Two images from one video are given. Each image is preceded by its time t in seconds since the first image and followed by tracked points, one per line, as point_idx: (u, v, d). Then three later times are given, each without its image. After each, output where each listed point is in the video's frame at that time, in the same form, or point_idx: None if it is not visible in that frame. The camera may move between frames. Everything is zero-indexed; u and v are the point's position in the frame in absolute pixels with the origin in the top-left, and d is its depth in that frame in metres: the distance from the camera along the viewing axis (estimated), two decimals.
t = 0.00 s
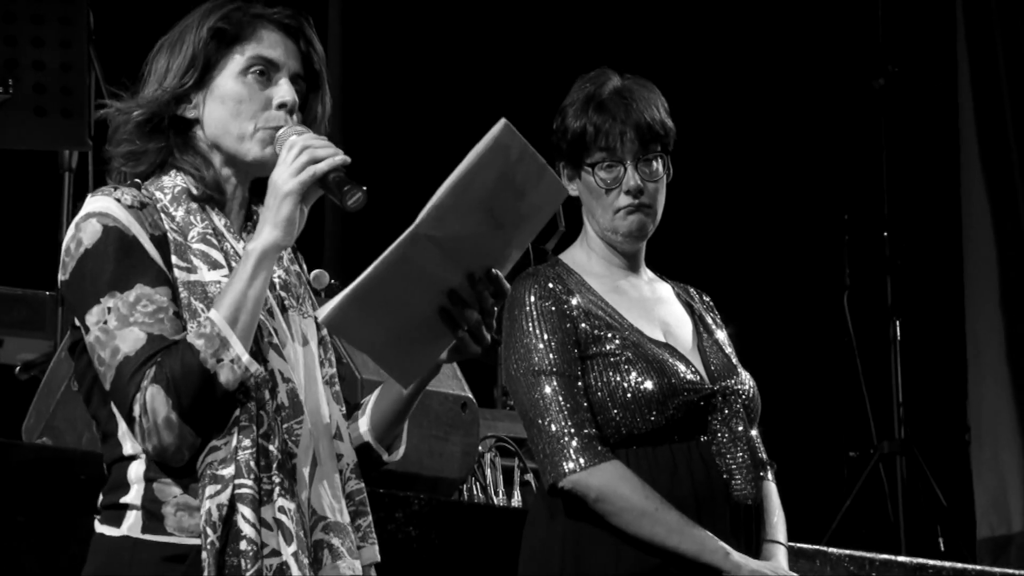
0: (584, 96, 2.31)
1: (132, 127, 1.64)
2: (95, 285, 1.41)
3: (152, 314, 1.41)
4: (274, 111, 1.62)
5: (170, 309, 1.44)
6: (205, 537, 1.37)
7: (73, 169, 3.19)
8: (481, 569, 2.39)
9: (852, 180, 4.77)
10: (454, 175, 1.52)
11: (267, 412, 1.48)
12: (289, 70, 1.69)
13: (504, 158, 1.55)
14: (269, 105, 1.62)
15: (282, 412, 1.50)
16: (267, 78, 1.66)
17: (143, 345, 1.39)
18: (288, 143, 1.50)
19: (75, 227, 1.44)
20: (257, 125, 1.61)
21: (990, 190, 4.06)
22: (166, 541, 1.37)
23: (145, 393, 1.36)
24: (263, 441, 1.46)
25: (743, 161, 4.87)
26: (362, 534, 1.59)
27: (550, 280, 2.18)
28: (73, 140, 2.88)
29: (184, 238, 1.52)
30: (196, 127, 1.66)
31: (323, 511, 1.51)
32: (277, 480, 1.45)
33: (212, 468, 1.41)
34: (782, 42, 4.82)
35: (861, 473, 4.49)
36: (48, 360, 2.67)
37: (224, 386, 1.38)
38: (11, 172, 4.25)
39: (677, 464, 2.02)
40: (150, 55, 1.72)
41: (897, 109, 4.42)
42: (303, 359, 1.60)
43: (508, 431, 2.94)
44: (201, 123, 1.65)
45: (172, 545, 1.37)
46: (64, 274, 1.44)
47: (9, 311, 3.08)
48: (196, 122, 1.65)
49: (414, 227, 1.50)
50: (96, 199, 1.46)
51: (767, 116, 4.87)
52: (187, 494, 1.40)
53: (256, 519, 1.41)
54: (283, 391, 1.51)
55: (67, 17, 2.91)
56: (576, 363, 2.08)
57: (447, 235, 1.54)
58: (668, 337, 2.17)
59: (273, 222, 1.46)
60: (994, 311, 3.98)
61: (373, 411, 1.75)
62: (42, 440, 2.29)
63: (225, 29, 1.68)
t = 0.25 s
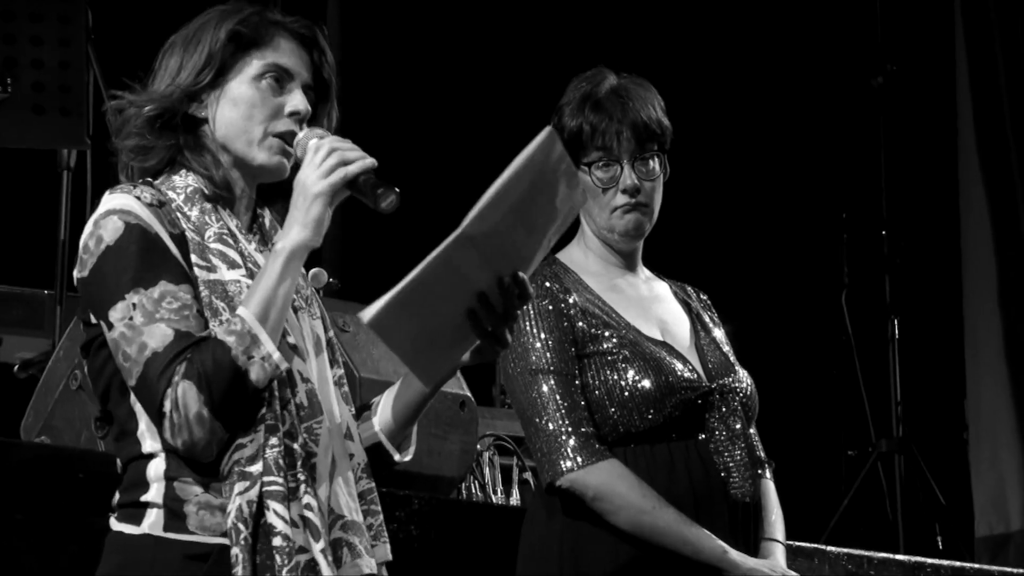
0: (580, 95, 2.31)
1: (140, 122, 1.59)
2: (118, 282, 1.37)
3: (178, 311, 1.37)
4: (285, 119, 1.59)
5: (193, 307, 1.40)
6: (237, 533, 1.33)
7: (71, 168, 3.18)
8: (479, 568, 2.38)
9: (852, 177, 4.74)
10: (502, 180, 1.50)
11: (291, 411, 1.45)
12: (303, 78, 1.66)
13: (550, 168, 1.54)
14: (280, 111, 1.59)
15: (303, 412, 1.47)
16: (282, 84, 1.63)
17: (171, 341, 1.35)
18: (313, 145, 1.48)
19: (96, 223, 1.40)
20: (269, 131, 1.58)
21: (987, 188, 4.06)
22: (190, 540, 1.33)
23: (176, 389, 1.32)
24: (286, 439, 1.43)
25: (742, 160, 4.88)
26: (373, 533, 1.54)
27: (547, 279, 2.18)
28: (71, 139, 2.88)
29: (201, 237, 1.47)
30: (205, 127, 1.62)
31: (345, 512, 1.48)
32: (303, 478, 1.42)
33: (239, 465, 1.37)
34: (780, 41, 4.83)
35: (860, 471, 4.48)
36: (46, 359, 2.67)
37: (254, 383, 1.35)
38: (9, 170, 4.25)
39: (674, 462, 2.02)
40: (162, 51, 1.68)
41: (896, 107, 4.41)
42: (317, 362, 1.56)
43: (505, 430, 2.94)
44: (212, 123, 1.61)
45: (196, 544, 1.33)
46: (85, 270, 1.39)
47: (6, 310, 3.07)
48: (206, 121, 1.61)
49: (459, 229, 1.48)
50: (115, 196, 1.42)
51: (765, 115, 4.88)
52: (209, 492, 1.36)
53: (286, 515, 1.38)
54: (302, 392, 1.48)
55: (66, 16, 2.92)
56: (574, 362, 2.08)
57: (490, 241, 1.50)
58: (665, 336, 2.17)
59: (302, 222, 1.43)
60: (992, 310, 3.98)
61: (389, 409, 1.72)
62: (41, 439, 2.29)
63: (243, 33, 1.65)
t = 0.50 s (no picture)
0: (578, 94, 2.31)
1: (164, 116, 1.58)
2: (144, 284, 1.37)
3: (205, 316, 1.38)
4: (307, 133, 1.59)
5: (218, 312, 1.40)
6: (257, 536, 1.34)
7: (70, 166, 3.18)
8: (478, 567, 2.39)
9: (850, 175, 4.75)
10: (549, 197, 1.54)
11: (314, 417, 1.46)
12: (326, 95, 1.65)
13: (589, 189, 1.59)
14: (303, 126, 1.59)
15: (325, 415, 1.47)
16: (307, 98, 1.62)
17: (198, 346, 1.36)
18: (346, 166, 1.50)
19: (122, 226, 1.41)
20: (292, 144, 1.58)
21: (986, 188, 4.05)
22: (216, 539, 1.34)
23: (205, 394, 1.33)
24: (307, 442, 1.44)
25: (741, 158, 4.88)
26: (391, 535, 1.56)
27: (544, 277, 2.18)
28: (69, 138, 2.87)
29: (224, 241, 1.50)
30: (226, 129, 1.61)
31: (366, 514, 1.48)
32: (325, 481, 1.43)
33: (260, 468, 1.38)
34: (779, 40, 4.82)
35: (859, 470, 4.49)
36: (45, 357, 2.67)
37: (282, 394, 1.36)
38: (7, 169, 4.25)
39: (672, 460, 2.02)
40: (191, 47, 1.67)
41: (893, 106, 4.41)
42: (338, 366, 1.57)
43: (504, 428, 2.94)
44: (234, 128, 1.60)
45: (224, 543, 1.35)
46: (110, 272, 1.40)
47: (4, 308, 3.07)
48: (229, 124, 1.60)
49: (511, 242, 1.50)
50: (141, 200, 1.43)
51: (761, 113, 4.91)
52: (235, 492, 1.37)
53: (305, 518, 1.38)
54: (325, 396, 1.48)
55: (63, 15, 2.91)
56: (572, 360, 2.08)
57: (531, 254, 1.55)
58: (663, 333, 2.17)
59: (335, 239, 1.43)
60: (990, 309, 3.98)
61: (409, 413, 1.77)
62: (39, 439, 2.29)
63: (274, 42, 1.64)
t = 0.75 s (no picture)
0: (577, 93, 2.31)
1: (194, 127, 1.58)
2: (175, 288, 1.39)
3: (234, 321, 1.39)
4: (332, 140, 1.59)
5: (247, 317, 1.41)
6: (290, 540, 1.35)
7: (69, 165, 3.17)
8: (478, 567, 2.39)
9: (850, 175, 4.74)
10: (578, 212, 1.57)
11: (341, 421, 1.48)
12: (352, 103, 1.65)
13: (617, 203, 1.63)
14: (330, 133, 1.59)
15: (350, 420, 1.50)
16: (333, 106, 1.62)
17: (229, 350, 1.37)
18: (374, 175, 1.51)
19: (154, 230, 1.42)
20: (318, 151, 1.58)
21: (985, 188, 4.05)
22: (249, 542, 1.36)
23: (236, 398, 1.34)
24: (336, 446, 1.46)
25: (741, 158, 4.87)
26: (413, 539, 1.56)
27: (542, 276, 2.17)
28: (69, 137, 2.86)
29: (252, 246, 1.50)
30: (254, 137, 1.61)
31: (391, 517, 1.50)
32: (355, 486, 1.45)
33: (290, 473, 1.39)
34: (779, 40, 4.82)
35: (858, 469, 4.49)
36: (44, 357, 2.67)
37: (311, 399, 1.37)
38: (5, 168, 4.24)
39: (672, 458, 2.02)
40: (217, 55, 1.66)
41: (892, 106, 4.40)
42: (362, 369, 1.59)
43: (503, 427, 2.93)
44: (262, 135, 1.60)
45: (256, 546, 1.36)
46: (140, 275, 1.41)
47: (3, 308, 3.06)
48: (257, 132, 1.60)
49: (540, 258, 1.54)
50: (175, 205, 1.45)
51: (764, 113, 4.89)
52: (266, 496, 1.38)
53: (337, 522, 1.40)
54: (352, 401, 1.51)
55: (61, 14, 2.89)
56: (571, 360, 2.08)
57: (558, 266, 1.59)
58: (662, 332, 2.17)
59: (363, 248, 1.45)
60: (989, 309, 3.98)
61: (432, 416, 1.82)
62: (39, 438, 2.28)
63: (301, 51, 1.63)
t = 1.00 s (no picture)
0: (576, 93, 2.31)
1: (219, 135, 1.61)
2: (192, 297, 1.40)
3: (248, 330, 1.40)
4: (352, 153, 1.63)
5: (262, 326, 1.43)
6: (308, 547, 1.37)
7: (67, 164, 3.15)
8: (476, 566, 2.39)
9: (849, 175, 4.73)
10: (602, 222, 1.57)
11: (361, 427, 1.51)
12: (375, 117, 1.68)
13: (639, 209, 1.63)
14: (350, 146, 1.63)
15: (371, 426, 1.53)
16: (355, 120, 1.65)
17: (241, 359, 1.37)
18: (383, 184, 1.52)
19: (173, 240, 1.44)
20: (339, 163, 1.62)
21: (985, 189, 4.05)
22: (272, 547, 1.38)
23: (245, 406, 1.34)
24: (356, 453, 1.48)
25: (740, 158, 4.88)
26: (435, 542, 1.58)
27: (541, 275, 2.18)
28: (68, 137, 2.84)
29: (271, 256, 1.54)
30: (276, 147, 1.64)
31: (411, 522, 1.52)
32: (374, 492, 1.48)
33: (306, 481, 1.40)
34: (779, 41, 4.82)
35: (856, 469, 4.49)
36: (43, 356, 2.66)
37: (320, 408, 1.38)
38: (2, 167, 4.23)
39: (671, 457, 2.01)
40: (243, 63, 1.69)
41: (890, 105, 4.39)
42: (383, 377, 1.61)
43: (501, 427, 2.92)
44: (284, 146, 1.63)
45: (279, 551, 1.38)
46: (160, 283, 1.43)
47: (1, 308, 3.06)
48: (279, 143, 1.63)
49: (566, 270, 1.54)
50: (194, 215, 1.46)
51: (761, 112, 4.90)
52: (288, 503, 1.41)
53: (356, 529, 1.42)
54: (371, 406, 1.54)
55: (60, 13, 2.87)
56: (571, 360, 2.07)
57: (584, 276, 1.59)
58: (660, 332, 2.17)
59: (373, 257, 1.46)
60: (988, 310, 3.98)
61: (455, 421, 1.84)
62: (36, 437, 2.28)
63: (326, 65, 1.66)
